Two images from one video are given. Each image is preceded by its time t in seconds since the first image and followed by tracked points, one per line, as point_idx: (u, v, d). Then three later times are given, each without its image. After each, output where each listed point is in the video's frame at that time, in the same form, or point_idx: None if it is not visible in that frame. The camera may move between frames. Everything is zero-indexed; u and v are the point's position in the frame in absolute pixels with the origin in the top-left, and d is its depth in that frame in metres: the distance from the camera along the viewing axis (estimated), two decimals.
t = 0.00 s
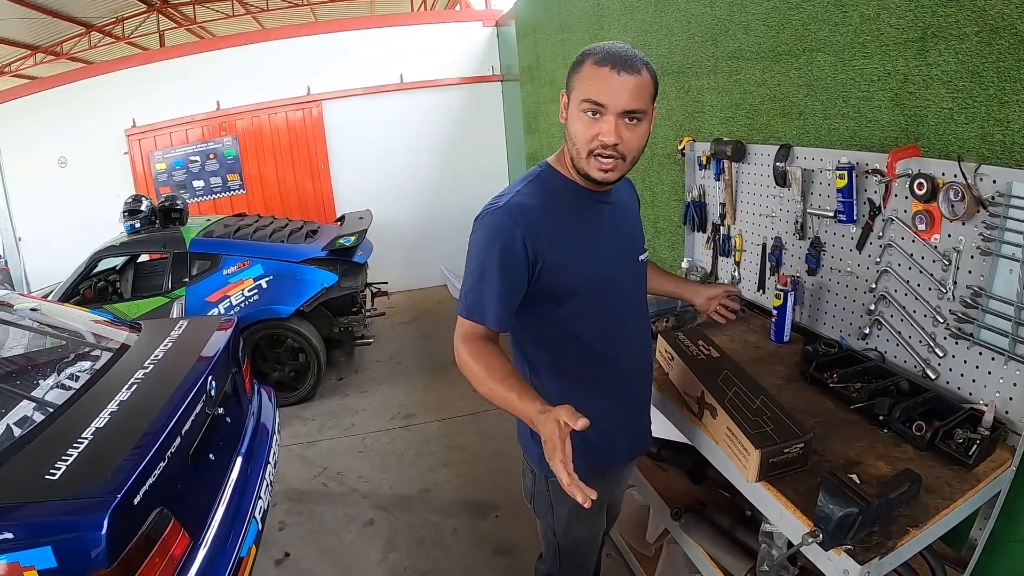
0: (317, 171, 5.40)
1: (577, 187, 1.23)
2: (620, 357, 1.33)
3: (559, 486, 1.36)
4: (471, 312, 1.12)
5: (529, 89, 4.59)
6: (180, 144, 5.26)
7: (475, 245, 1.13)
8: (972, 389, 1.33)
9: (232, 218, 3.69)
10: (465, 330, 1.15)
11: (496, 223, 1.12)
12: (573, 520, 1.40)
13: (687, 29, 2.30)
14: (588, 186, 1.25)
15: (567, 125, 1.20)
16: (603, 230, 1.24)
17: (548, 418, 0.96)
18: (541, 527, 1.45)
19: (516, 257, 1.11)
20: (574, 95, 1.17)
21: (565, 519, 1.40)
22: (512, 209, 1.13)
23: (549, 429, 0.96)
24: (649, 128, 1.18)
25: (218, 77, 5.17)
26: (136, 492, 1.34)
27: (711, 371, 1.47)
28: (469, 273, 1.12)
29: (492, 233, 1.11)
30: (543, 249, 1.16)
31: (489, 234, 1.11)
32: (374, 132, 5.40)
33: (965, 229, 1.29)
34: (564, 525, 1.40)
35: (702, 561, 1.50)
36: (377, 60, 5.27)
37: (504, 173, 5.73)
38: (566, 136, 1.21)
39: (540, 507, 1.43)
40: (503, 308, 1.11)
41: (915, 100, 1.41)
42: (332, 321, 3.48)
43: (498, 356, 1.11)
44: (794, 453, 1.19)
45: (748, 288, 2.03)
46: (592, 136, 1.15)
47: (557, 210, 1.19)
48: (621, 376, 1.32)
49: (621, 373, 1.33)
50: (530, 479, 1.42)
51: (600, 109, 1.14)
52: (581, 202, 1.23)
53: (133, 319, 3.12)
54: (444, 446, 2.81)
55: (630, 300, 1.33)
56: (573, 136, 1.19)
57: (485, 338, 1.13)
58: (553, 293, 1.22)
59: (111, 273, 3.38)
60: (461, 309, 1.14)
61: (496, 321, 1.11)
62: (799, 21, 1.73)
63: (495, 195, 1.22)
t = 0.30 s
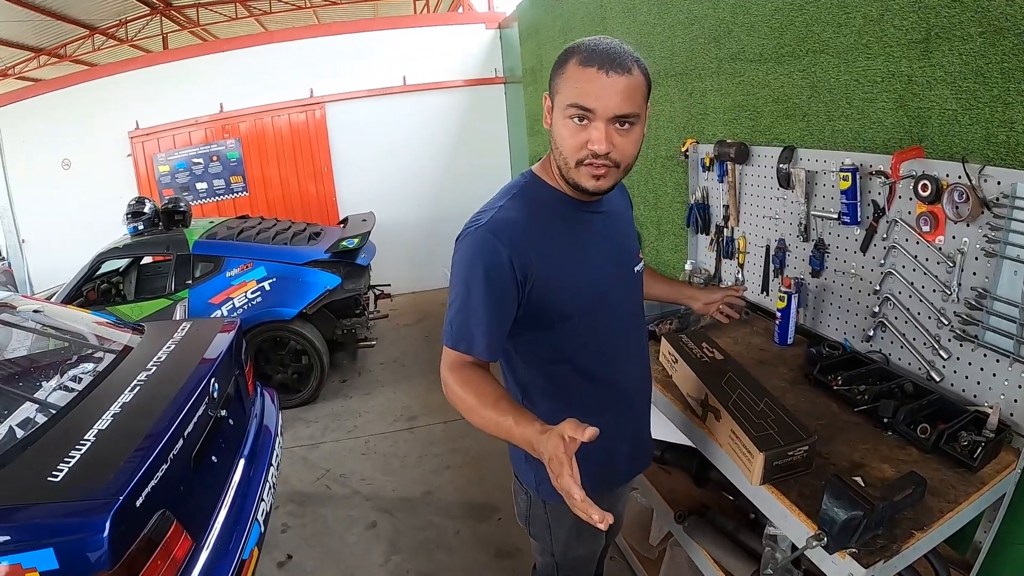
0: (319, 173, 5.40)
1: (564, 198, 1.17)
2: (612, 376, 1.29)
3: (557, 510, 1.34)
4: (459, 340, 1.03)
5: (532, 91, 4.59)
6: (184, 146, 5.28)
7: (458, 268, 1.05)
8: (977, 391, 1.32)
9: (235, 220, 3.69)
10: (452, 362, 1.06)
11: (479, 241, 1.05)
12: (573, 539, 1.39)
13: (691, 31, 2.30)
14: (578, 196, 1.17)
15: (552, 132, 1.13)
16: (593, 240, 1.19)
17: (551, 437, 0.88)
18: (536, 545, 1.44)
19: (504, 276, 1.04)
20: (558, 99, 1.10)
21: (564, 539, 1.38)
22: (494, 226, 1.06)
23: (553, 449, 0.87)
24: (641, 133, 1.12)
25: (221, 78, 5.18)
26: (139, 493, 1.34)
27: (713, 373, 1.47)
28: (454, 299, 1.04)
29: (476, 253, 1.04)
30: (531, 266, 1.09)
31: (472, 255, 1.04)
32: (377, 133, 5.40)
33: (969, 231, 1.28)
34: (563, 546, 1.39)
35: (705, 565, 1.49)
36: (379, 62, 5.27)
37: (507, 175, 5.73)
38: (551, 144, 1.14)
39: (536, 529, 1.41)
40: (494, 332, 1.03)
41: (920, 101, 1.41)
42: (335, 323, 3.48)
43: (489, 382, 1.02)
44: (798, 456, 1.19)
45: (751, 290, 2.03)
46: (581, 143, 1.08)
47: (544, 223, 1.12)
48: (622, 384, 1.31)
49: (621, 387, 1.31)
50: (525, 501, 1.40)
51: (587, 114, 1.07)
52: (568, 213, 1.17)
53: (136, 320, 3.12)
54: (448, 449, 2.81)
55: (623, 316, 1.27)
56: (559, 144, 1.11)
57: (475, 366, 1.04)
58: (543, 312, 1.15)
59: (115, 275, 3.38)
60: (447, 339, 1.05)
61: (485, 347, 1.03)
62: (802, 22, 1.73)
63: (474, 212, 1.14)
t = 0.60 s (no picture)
0: (318, 178, 5.41)
1: (550, 215, 1.16)
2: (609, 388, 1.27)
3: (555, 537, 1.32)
4: (441, 373, 0.99)
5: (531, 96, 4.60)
6: (183, 150, 5.28)
7: (438, 297, 1.02)
8: (977, 396, 1.32)
9: (235, 224, 3.70)
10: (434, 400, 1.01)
11: (460, 267, 1.01)
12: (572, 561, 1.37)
13: (690, 37, 2.30)
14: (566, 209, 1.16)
15: (540, 146, 1.10)
16: (576, 257, 1.18)
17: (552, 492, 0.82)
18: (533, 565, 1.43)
19: (488, 301, 1.01)
20: (547, 111, 1.07)
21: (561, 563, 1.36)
22: (474, 250, 1.03)
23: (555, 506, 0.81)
24: (635, 144, 1.11)
25: (221, 82, 5.19)
26: (138, 498, 1.34)
27: (712, 378, 1.47)
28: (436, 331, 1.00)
29: (456, 279, 1.00)
30: (514, 290, 1.07)
31: (453, 282, 1.00)
32: (377, 137, 5.41)
33: (968, 236, 1.29)
34: (562, 568, 1.37)
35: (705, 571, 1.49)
36: (378, 66, 5.28)
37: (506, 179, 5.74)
38: (539, 157, 1.12)
39: (533, 551, 1.38)
40: (480, 362, 0.99)
41: (918, 106, 1.41)
42: (334, 328, 3.46)
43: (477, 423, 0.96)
44: (797, 461, 1.19)
45: (750, 295, 2.03)
46: (573, 159, 1.06)
47: (525, 244, 1.10)
48: (619, 396, 1.30)
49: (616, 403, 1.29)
50: (520, 526, 1.38)
51: (581, 128, 1.05)
52: (548, 231, 1.15)
53: (135, 325, 3.12)
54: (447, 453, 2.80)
55: (612, 336, 1.24)
56: (548, 158, 1.09)
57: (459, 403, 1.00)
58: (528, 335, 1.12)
59: (115, 278, 3.39)
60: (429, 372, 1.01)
61: (470, 379, 0.99)
62: (801, 28, 1.73)
63: (451, 236, 1.11)
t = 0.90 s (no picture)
0: (296, 172, 5.36)
1: (532, 215, 1.12)
2: (588, 402, 1.26)
3: (540, 545, 1.31)
4: (443, 407, 0.98)
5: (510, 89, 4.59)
6: (160, 143, 5.21)
7: (423, 323, 0.98)
8: (952, 385, 1.34)
9: (213, 218, 3.65)
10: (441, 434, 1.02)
11: (443, 290, 0.98)
12: (556, 569, 1.36)
13: (668, 30, 2.31)
14: (557, 205, 1.15)
15: (584, 155, 1.05)
16: (557, 254, 1.14)
17: (649, 509, 1.05)
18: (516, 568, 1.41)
19: (477, 321, 0.98)
20: (609, 126, 1.03)
21: (546, 570, 1.35)
22: (454, 268, 0.99)
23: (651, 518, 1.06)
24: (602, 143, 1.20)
25: (201, 75, 5.12)
26: (116, 495, 1.32)
27: (687, 367, 1.48)
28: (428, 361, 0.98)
29: (443, 302, 0.97)
30: (501, 301, 1.03)
31: (438, 306, 0.97)
32: (356, 131, 5.37)
33: (943, 228, 1.30)
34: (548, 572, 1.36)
35: (689, 565, 1.49)
36: (359, 59, 5.24)
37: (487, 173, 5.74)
38: (573, 165, 1.06)
39: (516, 556, 1.36)
40: (480, 387, 0.99)
41: (894, 100, 1.42)
42: (312, 323, 3.46)
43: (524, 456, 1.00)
44: (775, 450, 1.20)
45: (727, 287, 2.04)
46: (614, 166, 1.09)
47: (507, 249, 1.05)
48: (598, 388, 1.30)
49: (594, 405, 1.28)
50: (502, 533, 1.35)
51: (628, 144, 1.08)
52: (529, 231, 1.10)
53: (112, 320, 3.09)
54: (427, 447, 2.80)
55: (596, 337, 1.24)
56: (592, 169, 1.07)
57: (483, 436, 1.00)
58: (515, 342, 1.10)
59: (90, 273, 3.34)
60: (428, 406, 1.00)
61: (475, 407, 0.99)
62: (778, 22, 1.74)
63: (422, 249, 1.05)
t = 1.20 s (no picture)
0: (283, 167, 5.33)
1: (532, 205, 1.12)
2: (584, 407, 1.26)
3: (533, 543, 1.30)
4: (502, 396, 0.99)
5: (498, 88, 4.59)
6: (145, 136, 5.17)
7: (468, 320, 0.97)
8: (933, 387, 1.34)
9: (197, 212, 3.63)
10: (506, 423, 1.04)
11: (484, 281, 0.97)
12: (551, 565, 1.35)
13: (656, 31, 2.31)
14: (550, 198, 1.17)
15: (586, 149, 1.08)
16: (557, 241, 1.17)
17: (691, 470, 1.17)
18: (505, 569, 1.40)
19: (521, 307, 0.98)
20: (610, 122, 1.07)
21: (539, 567, 1.34)
22: (489, 257, 0.98)
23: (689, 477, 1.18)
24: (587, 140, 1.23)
25: (189, 68, 5.08)
26: (97, 490, 1.31)
27: (669, 367, 1.49)
28: (481, 356, 0.98)
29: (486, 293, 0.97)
30: (537, 282, 1.04)
31: (481, 298, 0.97)
32: (344, 127, 5.35)
33: (926, 232, 1.31)
34: (539, 572, 1.35)
35: (672, 564, 1.48)
36: (349, 54, 5.22)
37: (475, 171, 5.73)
38: (575, 158, 1.08)
39: (506, 559, 1.34)
40: (536, 371, 1.00)
41: (880, 105, 1.43)
42: (296, 318, 3.44)
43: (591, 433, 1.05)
44: (758, 449, 1.20)
45: (712, 287, 2.05)
46: (608, 160, 1.13)
47: (530, 233, 1.06)
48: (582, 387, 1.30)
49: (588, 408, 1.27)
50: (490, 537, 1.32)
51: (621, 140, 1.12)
52: (537, 218, 1.11)
53: (95, 314, 3.06)
54: (411, 444, 2.80)
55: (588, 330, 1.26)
56: (591, 163, 1.10)
57: (548, 416, 1.03)
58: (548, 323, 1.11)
59: (73, 267, 3.30)
60: (486, 399, 1.00)
61: (535, 393, 1.01)
62: (767, 26, 1.75)
63: (443, 244, 1.03)
